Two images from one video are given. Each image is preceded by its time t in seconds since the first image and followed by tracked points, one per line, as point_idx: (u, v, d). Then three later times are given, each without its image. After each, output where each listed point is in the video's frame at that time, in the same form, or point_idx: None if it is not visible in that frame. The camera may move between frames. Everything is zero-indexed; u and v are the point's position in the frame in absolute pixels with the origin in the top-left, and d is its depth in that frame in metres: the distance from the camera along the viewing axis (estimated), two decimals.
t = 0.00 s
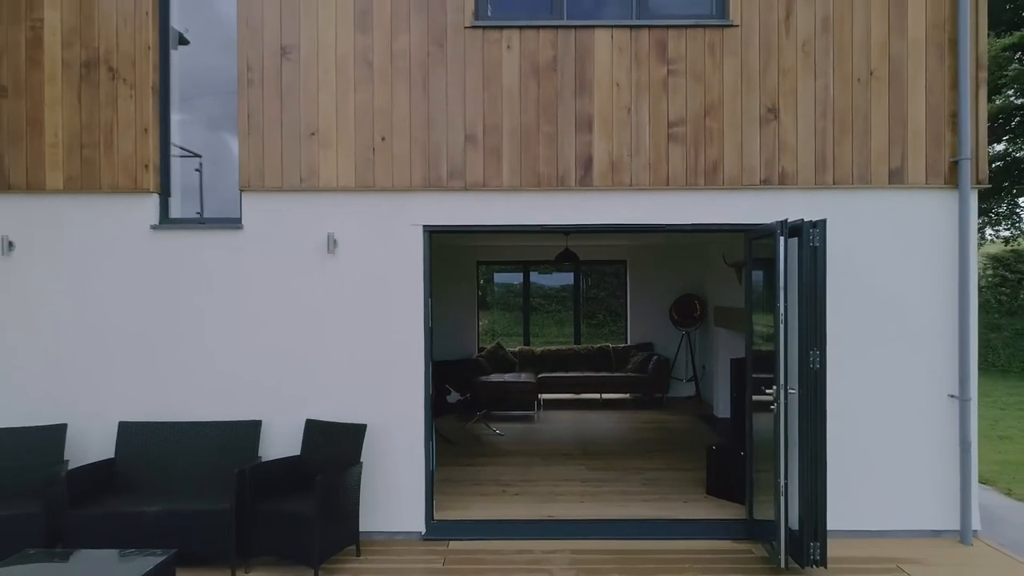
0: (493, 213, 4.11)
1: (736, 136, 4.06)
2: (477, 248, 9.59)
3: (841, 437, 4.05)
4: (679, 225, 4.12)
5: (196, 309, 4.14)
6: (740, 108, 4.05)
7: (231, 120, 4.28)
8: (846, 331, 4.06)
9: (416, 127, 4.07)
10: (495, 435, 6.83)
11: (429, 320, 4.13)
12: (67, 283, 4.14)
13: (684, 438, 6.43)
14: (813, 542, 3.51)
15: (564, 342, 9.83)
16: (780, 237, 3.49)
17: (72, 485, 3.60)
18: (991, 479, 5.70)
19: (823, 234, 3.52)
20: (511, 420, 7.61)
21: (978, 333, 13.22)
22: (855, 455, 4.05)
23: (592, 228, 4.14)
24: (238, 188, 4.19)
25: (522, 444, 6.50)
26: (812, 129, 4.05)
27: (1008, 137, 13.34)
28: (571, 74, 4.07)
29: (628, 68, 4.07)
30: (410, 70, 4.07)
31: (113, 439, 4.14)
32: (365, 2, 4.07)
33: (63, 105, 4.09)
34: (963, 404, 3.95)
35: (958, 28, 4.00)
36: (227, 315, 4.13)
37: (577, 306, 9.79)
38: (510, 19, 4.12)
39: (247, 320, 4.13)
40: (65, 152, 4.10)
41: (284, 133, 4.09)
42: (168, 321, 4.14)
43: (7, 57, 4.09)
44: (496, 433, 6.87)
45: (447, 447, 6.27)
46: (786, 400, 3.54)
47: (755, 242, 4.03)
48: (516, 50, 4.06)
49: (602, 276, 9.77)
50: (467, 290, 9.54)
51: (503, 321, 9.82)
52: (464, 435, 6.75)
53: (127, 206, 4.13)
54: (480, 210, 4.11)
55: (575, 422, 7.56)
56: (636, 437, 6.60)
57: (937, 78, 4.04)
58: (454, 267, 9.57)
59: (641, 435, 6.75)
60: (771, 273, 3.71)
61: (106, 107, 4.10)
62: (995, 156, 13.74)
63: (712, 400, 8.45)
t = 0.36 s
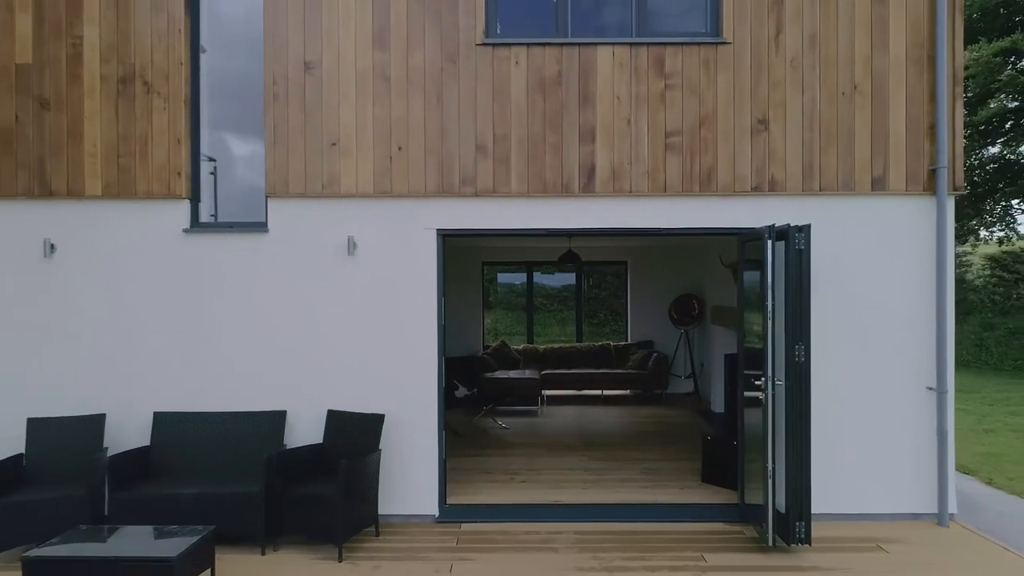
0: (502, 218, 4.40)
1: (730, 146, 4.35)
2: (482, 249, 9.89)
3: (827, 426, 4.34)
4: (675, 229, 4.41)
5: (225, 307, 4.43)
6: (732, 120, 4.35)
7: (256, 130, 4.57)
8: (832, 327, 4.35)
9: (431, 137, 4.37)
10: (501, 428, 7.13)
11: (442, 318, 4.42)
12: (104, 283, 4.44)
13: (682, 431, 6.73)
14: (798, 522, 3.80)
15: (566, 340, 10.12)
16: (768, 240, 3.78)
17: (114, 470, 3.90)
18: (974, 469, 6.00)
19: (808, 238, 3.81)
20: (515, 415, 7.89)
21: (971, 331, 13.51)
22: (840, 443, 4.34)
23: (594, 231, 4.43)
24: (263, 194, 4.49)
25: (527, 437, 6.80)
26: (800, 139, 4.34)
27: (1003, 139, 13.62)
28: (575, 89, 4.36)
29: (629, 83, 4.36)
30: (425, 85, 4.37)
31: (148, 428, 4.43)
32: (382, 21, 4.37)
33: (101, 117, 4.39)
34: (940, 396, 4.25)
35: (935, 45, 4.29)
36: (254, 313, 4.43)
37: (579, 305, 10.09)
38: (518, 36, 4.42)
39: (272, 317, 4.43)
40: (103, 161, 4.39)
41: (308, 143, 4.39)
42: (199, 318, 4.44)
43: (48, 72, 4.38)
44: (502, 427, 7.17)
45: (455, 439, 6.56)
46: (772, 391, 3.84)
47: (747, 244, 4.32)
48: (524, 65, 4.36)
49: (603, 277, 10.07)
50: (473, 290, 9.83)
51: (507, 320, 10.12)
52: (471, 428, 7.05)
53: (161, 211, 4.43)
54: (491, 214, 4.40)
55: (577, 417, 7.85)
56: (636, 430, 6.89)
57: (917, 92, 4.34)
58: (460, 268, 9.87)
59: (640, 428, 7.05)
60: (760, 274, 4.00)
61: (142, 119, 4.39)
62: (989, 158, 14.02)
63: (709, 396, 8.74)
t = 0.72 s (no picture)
0: (506, 222, 4.69)
1: (719, 155, 4.64)
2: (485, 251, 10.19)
3: (810, 418, 4.63)
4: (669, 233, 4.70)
5: (246, 306, 4.72)
6: (723, 132, 4.63)
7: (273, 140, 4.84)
8: (815, 325, 4.64)
9: (439, 147, 4.66)
10: (503, 423, 7.42)
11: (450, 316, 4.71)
12: (133, 284, 4.72)
13: (677, 425, 7.02)
14: (780, 506, 4.09)
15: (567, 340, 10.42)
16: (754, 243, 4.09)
17: (145, 458, 4.18)
18: (955, 462, 6.29)
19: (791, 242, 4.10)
20: (517, 411, 8.18)
21: (963, 331, 13.79)
22: (821, 433, 4.63)
23: (592, 235, 4.72)
24: (282, 200, 4.77)
25: (528, 431, 7.09)
26: (785, 149, 4.63)
27: (996, 141, 13.86)
28: (574, 102, 4.65)
29: (625, 96, 4.65)
30: (434, 98, 4.65)
31: (174, 420, 4.72)
32: (394, 38, 4.66)
33: (131, 129, 4.68)
34: (916, 389, 4.54)
35: (911, 61, 4.58)
36: (274, 311, 4.72)
37: (579, 305, 10.38)
38: (521, 52, 4.70)
39: (290, 315, 4.72)
40: (131, 170, 4.68)
41: (323, 152, 4.68)
42: (221, 316, 4.73)
43: (81, 86, 4.68)
44: (504, 422, 7.45)
45: (460, 433, 6.85)
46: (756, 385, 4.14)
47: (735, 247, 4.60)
48: (526, 79, 4.65)
49: (603, 277, 10.35)
50: (476, 290, 10.12)
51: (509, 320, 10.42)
52: (474, 423, 7.33)
53: (186, 216, 4.72)
54: (495, 219, 4.69)
55: (576, 413, 8.13)
56: (632, 425, 7.18)
57: (894, 107, 4.63)
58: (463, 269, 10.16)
59: (637, 423, 7.33)
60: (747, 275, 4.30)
61: (168, 129, 4.68)
62: (982, 160, 14.28)
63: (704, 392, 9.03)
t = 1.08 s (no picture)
0: (505, 227, 4.97)
1: (707, 165, 4.92)
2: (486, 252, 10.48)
3: (792, 412, 4.91)
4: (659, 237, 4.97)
5: (260, 306, 5.00)
6: (710, 142, 4.91)
7: (285, 149, 5.11)
8: (797, 324, 4.92)
9: (442, 156, 4.93)
10: (503, 419, 7.70)
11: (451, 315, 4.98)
12: (153, 285, 5.00)
13: (669, 421, 7.29)
14: (763, 493, 4.36)
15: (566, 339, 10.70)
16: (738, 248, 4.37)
17: (165, 449, 4.45)
18: (935, 455, 6.57)
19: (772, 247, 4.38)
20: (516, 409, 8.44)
21: (954, 330, 14.06)
22: (803, 426, 4.91)
23: (587, 239, 5.00)
24: (294, 206, 5.05)
25: (526, 426, 7.37)
26: (769, 158, 4.91)
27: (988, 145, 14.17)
28: (570, 114, 4.93)
29: (618, 108, 4.93)
30: (437, 110, 4.93)
31: (192, 413, 5.00)
32: (400, 54, 4.94)
33: (152, 138, 4.96)
34: (892, 384, 4.82)
35: (888, 76, 4.86)
36: (286, 311, 4.99)
37: (578, 305, 10.66)
38: (520, 67, 4.98)
39: (302, 314, 4.99)
40: (152, 178, 4.96)
41: (333, 161, 4.95)
42: (236, 316, 5.00)
43: (104, 99, 4.95)
44: (503, 418, 7.73)
45: (461, 429, 7.13)
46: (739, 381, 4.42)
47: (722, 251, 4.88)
48: (525, 92, 4.93)
49: (601, 278, 10.61)
50: (477, 291, 10.41)
51: (509, 320, 10.72)
52: (476, 419, 7.61)
53: (204, 222, 4.99)
54: (495, 224, 4.97)
55: (573, 409, 8.41)
56: (627, 421, 7.46)
57: (872, 118, 4.91)
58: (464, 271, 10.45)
59: (632, 419, 7.60)
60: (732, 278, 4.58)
61: (186, 139, 4.96)
62: (973, 163, 14.56)
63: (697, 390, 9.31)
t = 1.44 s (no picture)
0: (505, 231, 5.24)
1: (696, 172, 5.19)
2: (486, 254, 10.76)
3: (777, 406, 5.19)
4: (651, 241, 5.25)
5: (273, 306, 5.27)
6: (699, 151, 5.19)
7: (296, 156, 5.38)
8: (781, 323, 5.19)
9: (445, 164, 5.20)
10: (503, 415, 7.97)
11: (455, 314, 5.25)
12: (171, 286, 5.27)
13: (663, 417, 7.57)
14: (747, 482, 4.64)
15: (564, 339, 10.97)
16: (723, 251, 4.65)
17: (184, 441, 4.72)
18: (918, 449, 6.85)
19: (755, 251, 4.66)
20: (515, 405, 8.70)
21: (945, 330, 14.32)
22: (787, 420, 5.19)
23: (583, 243, 5.27)
24: (305, 211, 5.31)
25: (525, 422, 7.64)
26: (755, 166, 5.18)
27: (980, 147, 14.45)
28: (566, 124, 5.20)
29: (611, 118, 5.20)
30: (440, 120, 5.20)
31: (208, 407, 5.27)
32: (405, 67, 5.21)
33: (170, 147, 5.23)
34: (871, 380, 5.09)
35: (867, 88, 5.14)
36: (298, 310, 5.27)
37: (577, 305, 10.92)
38: (519, 79, 5.25)
39: (313, 314, 5.26)
40: (170, 185, 5.23)
41: (342, 168, 5.22)
42: (250, 316, 5.27)
43: (124, 110, 5.23)
44: (503, 414, 8.00)
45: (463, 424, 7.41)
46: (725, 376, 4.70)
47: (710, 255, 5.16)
48: (524, 103, 5.20)
49: (601, 279, 10.83)
50: (477, 292, 10.68)
51: (509, 319, 10.98)
52: (477, 416, 7.88)
53: (219, 226, 5.27)
54: (496, 228, 5.24)
55: (570, 406, 8.68)
56: (622, 417, 7.74)
57: (852, 127, 5.18)
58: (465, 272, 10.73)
59: (628, 415, 7.88)
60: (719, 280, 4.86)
61: (203, 148, 5.22)
62: (965, 166, 14.82)
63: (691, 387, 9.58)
